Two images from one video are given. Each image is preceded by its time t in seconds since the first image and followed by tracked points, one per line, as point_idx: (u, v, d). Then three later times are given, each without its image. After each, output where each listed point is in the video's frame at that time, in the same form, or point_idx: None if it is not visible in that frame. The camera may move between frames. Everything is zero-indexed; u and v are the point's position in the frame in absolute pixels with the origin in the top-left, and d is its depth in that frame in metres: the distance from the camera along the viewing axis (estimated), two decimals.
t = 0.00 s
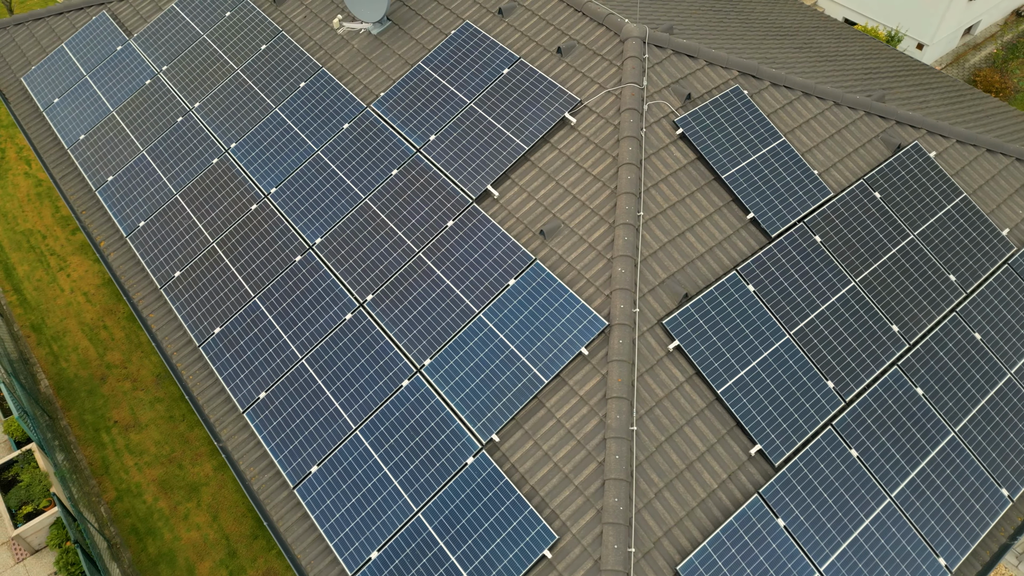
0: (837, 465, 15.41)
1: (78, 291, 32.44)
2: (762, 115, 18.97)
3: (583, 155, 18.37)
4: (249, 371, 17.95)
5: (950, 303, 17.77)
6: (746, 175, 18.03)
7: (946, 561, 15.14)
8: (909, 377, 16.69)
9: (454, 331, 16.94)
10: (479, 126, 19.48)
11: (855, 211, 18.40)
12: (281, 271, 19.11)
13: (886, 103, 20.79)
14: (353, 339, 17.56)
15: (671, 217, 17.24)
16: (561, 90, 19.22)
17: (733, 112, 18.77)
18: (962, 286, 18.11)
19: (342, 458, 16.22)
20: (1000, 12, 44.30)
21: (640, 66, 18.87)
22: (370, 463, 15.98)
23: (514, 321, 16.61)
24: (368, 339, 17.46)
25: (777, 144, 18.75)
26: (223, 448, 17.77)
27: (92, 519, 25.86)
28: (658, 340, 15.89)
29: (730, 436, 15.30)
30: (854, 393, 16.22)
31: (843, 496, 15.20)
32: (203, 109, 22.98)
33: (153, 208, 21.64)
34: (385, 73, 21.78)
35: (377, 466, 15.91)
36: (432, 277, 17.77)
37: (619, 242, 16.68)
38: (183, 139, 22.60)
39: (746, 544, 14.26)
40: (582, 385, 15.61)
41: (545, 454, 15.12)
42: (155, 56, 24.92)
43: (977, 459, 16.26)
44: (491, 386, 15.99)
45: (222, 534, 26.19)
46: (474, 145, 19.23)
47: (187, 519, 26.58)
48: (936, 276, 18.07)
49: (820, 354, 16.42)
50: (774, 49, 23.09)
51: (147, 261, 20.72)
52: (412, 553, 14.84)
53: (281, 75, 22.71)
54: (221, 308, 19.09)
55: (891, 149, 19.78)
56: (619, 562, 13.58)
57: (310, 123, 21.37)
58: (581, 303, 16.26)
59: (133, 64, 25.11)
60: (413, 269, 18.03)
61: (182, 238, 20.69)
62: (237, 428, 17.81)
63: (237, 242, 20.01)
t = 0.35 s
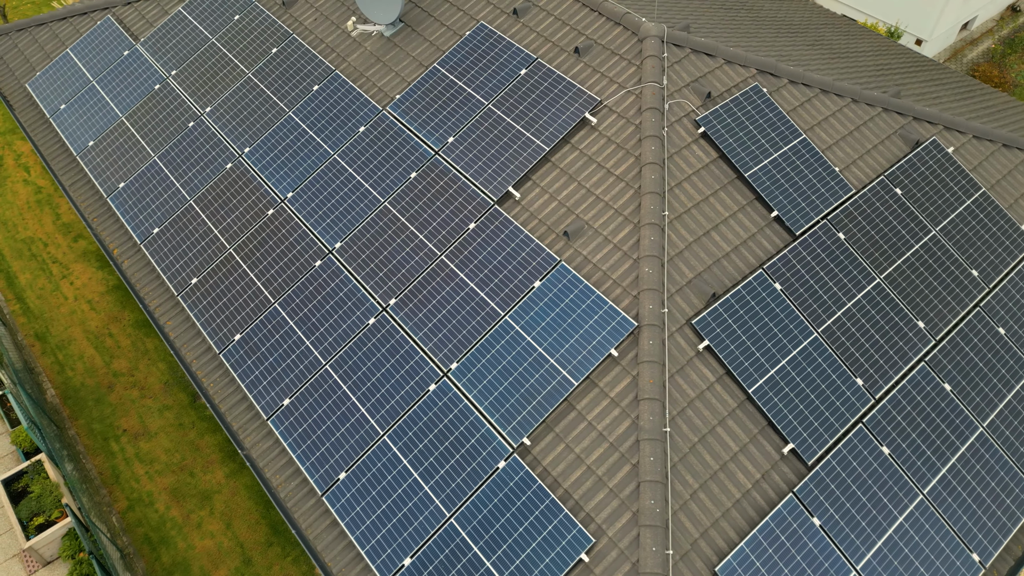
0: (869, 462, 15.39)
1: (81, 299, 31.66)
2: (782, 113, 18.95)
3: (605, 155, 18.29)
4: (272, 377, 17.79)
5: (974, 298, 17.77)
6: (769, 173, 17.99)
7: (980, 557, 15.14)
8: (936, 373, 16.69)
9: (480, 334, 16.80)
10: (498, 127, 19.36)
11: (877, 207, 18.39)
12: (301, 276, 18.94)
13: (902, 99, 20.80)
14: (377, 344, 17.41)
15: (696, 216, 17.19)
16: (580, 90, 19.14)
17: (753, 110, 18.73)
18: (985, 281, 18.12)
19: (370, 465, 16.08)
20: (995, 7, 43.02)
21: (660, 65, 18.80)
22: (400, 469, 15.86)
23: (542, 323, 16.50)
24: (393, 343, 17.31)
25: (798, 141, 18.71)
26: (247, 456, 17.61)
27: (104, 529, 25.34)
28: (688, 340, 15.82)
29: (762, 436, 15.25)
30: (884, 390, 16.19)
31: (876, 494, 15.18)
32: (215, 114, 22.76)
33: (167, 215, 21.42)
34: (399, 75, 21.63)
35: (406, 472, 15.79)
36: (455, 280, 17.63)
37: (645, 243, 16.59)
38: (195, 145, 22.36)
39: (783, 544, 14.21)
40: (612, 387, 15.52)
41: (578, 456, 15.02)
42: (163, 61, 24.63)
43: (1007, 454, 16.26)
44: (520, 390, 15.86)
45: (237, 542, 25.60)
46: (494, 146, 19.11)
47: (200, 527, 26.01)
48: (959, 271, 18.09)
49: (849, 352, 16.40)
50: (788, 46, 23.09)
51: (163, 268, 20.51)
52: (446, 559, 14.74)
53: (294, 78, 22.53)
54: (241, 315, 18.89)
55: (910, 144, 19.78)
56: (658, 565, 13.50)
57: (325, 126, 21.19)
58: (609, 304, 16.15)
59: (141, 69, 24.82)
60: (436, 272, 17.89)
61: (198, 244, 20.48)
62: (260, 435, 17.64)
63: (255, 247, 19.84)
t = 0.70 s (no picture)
0: (899, 459, 15.36)
1: (85, 305, 31.13)
2: (801, 110, 18.92)
3: (625, 154, 18.20)
4: (294, 383, 17.65)
5: (996, 293, 17.77)
6: (790, 170, 17.95)
7: (1011, 552, 15.13)
8: (962, 368, 16.68)
9: (505, 336, 16.69)
10: (516, 128, 19.25)
11: (898, 203, 18.37)
12: (320, 280, 18.79)
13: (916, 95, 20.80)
14: (400, 348, 17.28)
15: (719, 215, 17.13)
16: (599, 89, 19.05)
17: (772, 107, 18.69)
18: (1006, 276, 18.12)
19: (397, 469, 15.96)
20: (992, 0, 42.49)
21: (678, 64, 18.75)
22: (428, 474, 15.73)
23: (567, 324, 16.39)
24: (416, 347, 17.17)
25: (817, 138, 18.69)
26: (270, 463, 17.44)
27: (116, 538, 24.55)
28: (715, 340, 15.77)
29: (792, 434, 15.20)
30: (911, 386, 16.18)
31: (907, 491, 15.14)
32: (226, 117, 22.53)
33: (180, 220, 21.20)
34: (413, 77, 21.49)
35: (434, 476, 15.66)
36: (477, 282, 17.52)
37: (670, 242, 16.52)
38: (206, 149, 22.14)
39: (817, 543, 14.15)
40: (641, 387, 15.44)
41: (609, 458, 14.94)
42: (171, 65, 24.36)
43: None
44: (548, 392, 15.76)
45: (251, 548, 25.00)
46: (512, 147, 18.99)
47: (212, 534, 25.47)
48: (980, 266, 18.10)
49: (875, 349, 16.37)
50: (800, 43, 23.08)
51: (178, 273, 20.30)
52: (478, 563, 14.63)
53: (305, 81, 22.33)
54: (260, 320, 18.73)
55: (927, 140, 19.78)
56: (695, 566, 13.42)
57: (339, 129, 21.02)
58: (636, 304, 16.06)
59: (148, 73, 24.55)
60: (458, 274, 17.77)
61: (214, 250, 20.27)
62: (283, 442, 17.50)
63: (271, 252, 19.67)
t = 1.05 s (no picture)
0: (931, 455, 15.34)
1: (90, 313, 30.36)
2: (821, 106, 18.89)
3: (648, 153, 18.13)
4: (319, 389, 17.50)
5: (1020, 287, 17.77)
6: (813, 167, 17.92)
7: None
8: (989, 363, 16.68)
9: (532, 338, 16.56)
10: (535, 128, 19.13)
11: (919, 198, 18.37)
12: (341, 285, 18.61)
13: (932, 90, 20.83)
14: (426, 352, 17.12)
15: (744, 213, 17.09)
16: (618, 89, 18.96)
17: (793, 104, 18.65)
18: None
19: (428, 475, 15.82)
20: None
21: (698, 62, 18.68)
22: (459, 478, 15.61)
23: (595, 325, 16.29)
24: (442, 350, 17.02)
25: (838, 135, 18.67)
26: (296, 470, 17.28)
27: (130, 549, 23.61)
28: (746, 338, 15.73)
29: (826, 432, 15.16)
30: (940, 382, 16.18)
31: (941, 486, 15.13)
32: (238, 122, 22.31)
33: (195, 226, 20.97)
34: (428, 78, 21.34)
35: (466, 481, 15.54)
36: (502, 284, 17.39)
37: (697, 241, 16.46)
38: (219, 154, 21.91)
39: (855, 541, 14.10)
40: (673, 388, 15.37)
41: (643, 459, 14.86)
42: (179, 69, 24.10)
43: None
44: (579, 394, 15.64)
45: (266, 556, 24.36)
46: (533, 147, 18.88)
47: (227, 542, 24.76)
48: (1002, 260, 18.11)
49: (903, 345, 16.37)
50: (813, 40, 23.09)
51: (195, 280, 20.07)
52: (514, 568, 14.51)
53: (318, 84, 22.12)
54: (281, 326, 18.57)
55: (945, 135, 19.79)
56: (735, 566, 13.34)
57: (355, 132, 20.84)
58: (665, 304, 15.98)
59: (157, 78, 24.27)
60: (482, 277, 17.64)
61: (231, 255, 20.05)
62: (309, 449, 17.34)
63: (290, 257, 19.48)
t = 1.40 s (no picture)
0: (961, 451, 15.32)
1: (94, 320, 29.95)
2: (839, 103, 18.86)
3: (669, 153, 18.07)
4: (341, 395, 17.36)
5: None
6: (834, 164, 17.91)
7: None
8: (1014, 358, 16.69)
9: (558, 340, 16.47)
10: (554, 129, 19.04)
11: (939, 194, 18.38)
12: (361, 289, 18.45)
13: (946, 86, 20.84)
14: (450, 355, 16.98)
15: (768, 211, 17.06)
16: (637, 88, 18.88)
17: (812, 101, 18.62)
18: None
19: (456, 479, 15.70)
20: None
21: (716, 60, 18.64)
22: (488, 482, 15.50)
23: (622, 325, 16.20)
24: (466, 354, 16.89)
25: (858, 131, 18.66)
26: (321, 476, 17.15)
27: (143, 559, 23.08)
28: (773, 337, 15.71)
29: (856, 429, 15.14)
30: (966, 377, 16.18)
31: (971, 482, 15.13)
32: (250, 126, 22.11)
33: (210, 231, 20.78)
34: (442, 80, 21.21)
35: (495, 485, 15.44)
36: (525, 285, 17.28)
37: (722, 240, 16.41)
38: (232, 158, 21.71)
39: (890, 538, 14.07)
40: (703, 387, 15.31)
41: (675, 460, 14.80)
42: (188, 73, 23.86)
43: None
44: (607, 395, 15.55)
45: (281, 562, 24.10)
46: (552, 148, 18.77)
47: (240, 550, 24.50)
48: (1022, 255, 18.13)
49: (929, 341, 16.37)
50: (825, 37, 23.09)
51: (211, 286, 19.87)
52: (548, 571, 14.42)
53: (330, 87, 21.92)
54: (302, 332, 18.42)
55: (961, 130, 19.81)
56: (773, 566, 13.29)
57: (370, 135, 20.69)
58: (692, 303, 15.91)
59: (165, 82, 24.03)
60: (504, 278, 17.53)
61: (247, 261, 19.86)
62: (333, 454, 17.23)
63: (308, 261, 19.31)
